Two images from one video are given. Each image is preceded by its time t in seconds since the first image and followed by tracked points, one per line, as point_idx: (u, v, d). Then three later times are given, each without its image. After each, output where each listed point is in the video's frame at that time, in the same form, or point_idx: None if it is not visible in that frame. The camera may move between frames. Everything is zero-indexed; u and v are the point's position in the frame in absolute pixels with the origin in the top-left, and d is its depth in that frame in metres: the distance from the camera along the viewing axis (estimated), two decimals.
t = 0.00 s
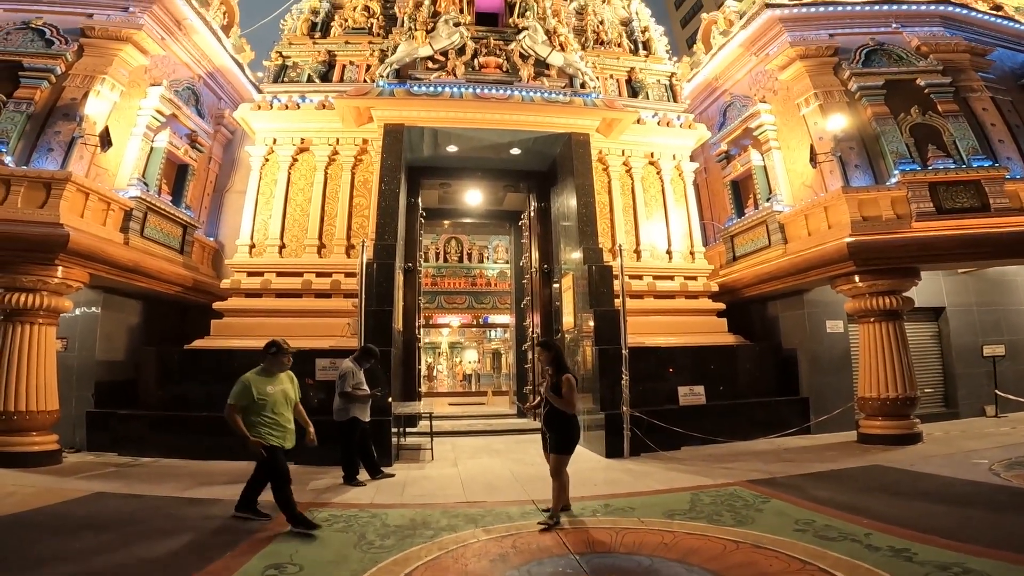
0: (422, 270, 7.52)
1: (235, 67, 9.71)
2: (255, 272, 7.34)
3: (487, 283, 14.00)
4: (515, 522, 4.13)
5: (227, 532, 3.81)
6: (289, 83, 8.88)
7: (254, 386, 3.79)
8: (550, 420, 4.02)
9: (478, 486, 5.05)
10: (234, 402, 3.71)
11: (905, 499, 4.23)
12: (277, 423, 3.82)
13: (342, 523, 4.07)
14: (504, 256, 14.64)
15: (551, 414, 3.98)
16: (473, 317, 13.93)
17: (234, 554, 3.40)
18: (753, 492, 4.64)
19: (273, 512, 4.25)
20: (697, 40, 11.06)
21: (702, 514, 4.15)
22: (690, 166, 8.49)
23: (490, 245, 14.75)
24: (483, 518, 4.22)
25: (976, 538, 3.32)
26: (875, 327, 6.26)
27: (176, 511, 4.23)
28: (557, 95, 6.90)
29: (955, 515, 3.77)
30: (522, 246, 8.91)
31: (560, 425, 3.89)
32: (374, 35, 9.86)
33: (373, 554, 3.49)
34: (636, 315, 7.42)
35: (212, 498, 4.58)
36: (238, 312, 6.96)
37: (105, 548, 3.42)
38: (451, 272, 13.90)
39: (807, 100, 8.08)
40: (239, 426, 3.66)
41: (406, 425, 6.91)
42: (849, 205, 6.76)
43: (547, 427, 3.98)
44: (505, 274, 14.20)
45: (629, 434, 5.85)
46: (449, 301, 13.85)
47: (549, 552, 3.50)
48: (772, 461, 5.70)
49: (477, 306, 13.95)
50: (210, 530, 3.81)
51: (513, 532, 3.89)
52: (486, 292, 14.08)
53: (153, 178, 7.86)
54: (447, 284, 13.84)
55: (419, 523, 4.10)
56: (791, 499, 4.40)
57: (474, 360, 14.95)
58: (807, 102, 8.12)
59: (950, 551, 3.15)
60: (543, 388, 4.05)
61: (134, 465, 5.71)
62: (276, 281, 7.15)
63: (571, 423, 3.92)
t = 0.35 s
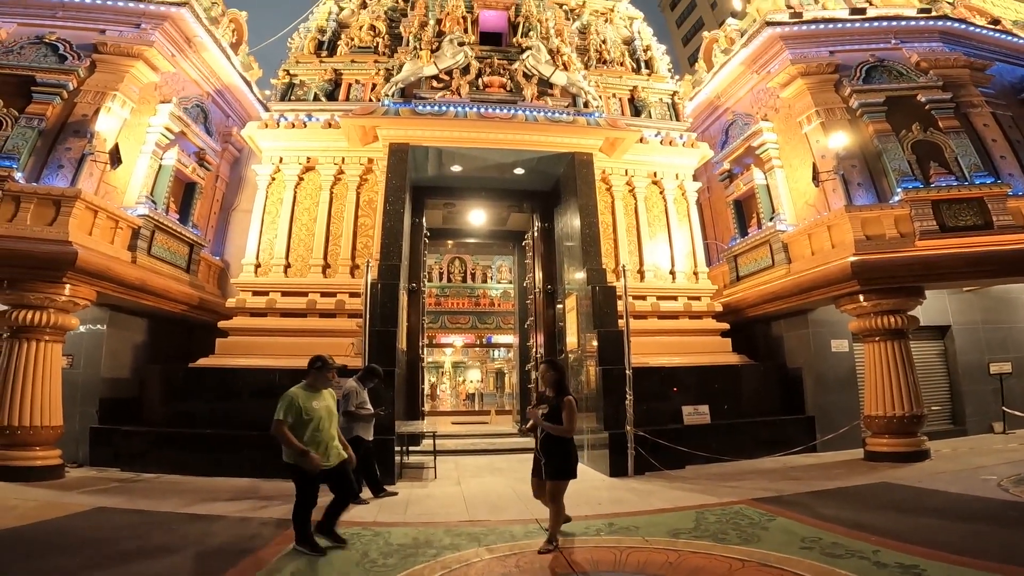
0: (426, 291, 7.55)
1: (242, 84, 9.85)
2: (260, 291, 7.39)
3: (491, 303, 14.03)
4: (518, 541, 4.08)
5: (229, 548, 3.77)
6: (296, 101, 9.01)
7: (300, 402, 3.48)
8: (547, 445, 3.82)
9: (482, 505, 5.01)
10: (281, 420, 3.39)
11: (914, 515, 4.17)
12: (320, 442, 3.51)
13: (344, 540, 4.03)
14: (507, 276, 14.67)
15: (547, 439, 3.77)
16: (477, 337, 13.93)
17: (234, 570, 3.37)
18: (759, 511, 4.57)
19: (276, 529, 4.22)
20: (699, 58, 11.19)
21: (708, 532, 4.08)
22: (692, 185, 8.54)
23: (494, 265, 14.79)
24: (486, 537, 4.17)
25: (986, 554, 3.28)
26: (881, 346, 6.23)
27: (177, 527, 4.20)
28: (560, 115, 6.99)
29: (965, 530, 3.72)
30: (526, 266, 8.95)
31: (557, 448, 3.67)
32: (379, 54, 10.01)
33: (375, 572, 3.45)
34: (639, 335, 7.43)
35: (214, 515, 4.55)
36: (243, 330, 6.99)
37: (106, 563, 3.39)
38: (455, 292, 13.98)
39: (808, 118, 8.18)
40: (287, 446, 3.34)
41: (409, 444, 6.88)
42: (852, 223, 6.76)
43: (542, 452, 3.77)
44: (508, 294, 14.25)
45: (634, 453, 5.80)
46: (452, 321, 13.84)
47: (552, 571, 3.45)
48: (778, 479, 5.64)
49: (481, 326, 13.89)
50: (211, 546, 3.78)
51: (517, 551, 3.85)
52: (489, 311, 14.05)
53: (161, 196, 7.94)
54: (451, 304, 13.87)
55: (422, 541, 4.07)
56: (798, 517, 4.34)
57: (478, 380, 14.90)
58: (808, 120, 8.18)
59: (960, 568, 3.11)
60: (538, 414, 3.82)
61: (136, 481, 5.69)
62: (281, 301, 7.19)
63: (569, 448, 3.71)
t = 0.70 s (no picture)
0: (429, 305, 7.57)
1: (247, 97, 9.94)
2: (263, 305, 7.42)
3: (493, 317, 14.01)
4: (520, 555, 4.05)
5: (229, 560, 3.75)
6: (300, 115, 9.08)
7: (356, 421, 3.21)
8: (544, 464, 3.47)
9: (484, 519, 4.98)
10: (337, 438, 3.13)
11: (920, 526, 4.13)
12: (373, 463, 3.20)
13: (345, 553, 4.00)
14: (509, 290, 14.67)
15: (547, 460, 3.42)
16: (479, 351, 13.91)
17: None
18: (762, 523, 4.53)
19: (277, 541, 4.19)
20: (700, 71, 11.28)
21: (711, 545, 4.05)
22: (694, 199, 8.59)
23: (496, 278, 14.80)
24: (488, 550, 4.15)
25: (992, 565, 3.25)
26: (884, 359, 6.20)
27: (178, 538, 4.18)
28: (562, 129, 7.04)
29: (971, 541, 3.69)
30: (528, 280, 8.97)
31: (560, 471, 3.37)
32: (383, 67, 10.11)
33: None
34: (642, 350, 7.42)
35: (215, 526, 4.53)
36: (246, 344, 7.01)
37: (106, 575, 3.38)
38: (457, 306, 14.00)
39: (809, 131, 8.21)
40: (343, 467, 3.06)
41: (411, 457, 6.86)
42: (854, 236, 6.77)
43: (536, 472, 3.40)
44: (511, 308, 14.25)
45: (637, 466, 5.76)
46: (455, 335, 13.81)
47: None
48: (782, 491, 5.60)
49: (483, 340, 13.84)
50: (212, 558, 3.76)
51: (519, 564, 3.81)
52: (492, 325, 14.01)
53: (166, 210, 7.98)
54: (453, 318, 13.88)
55: (424, 555, 4.05)
56: (802, 529, 4.30)
57: (480, 394, 14.82)
58: (809, 133, 8.22)
59: None
60: (539, 433, 3.43)
61: (137, 493, 5.68)
62: (284, 314, 7.22)
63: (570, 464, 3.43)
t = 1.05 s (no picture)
0: (432, 323, 7.57)
1: (253, 114, 10.06)
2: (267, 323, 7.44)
3: (496, 335, 13.99)
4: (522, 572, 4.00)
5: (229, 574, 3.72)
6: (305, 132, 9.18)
7: (395, 441, 2.75)
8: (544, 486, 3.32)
9: (486, 536, 4.93)
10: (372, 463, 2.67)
11: (929, 541, 4.07)
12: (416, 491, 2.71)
13: (345, 568, 3.95)
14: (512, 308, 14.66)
15: (548, 484, 3.28)
16: (482, 369, 13.87)
17: None
18: (768, 540, 4.47)
19: (278, 556, 4.15)
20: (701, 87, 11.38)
21: (716, 561, 3.98)
22: (697, 217, 8.63)
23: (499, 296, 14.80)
24: (491, 568, 4.10)
25: None
26: (890, 376, 6.15)
27: (177, 553, 4.15)
28: (565, 146, 7.10)
29: (981, 555, 3.62)
30: (531, 298, 8.98)
31: (561, 494, 3.27)
32: (387, 84, 10.23)
33: None
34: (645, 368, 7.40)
35: (216, 541, 4.50)
36: (249, 361, 7.01)
37: None
38: (460, 325, 13.99)
39: (810, 147, 8.27)
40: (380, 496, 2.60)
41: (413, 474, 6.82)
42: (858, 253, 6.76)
43: (532, 496, 3.28)
44: (514, 326, 14.24)
45: (640, 483, 5.70)
46: (458, 352, 13.83)
47: None
48: (787, 507, 5.53)
49: (486, 358, 13.80)
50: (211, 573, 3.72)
51: None
52: (495, 343, 14.00)
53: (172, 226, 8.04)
54: (456, 335, 13.89)
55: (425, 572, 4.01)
56: (809, 545, 4.24)
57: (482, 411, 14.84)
58: (811, 149, 8.28)
59: None
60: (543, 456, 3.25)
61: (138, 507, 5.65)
62: (288, 332, 7.24)
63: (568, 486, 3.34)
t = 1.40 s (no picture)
0: (434, 344, 7.53)
1: (259, 132, 10.18)
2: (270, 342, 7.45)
3: (499, 355, 13.94)
4: None
5: None
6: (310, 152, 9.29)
7: (428, 468, 2.69)
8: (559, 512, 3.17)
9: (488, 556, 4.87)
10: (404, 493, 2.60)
11: (938, 558, 3.99)
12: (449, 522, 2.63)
13: None
14: (515, 328, 14.61)
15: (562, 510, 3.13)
16: (485, 390, 13.72)
17: None
18: (774, 559, 4.38)
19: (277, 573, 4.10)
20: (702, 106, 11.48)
21: None
22: (700, 238, 8.67)
23: (502, 317, 14.77)
24: None
25: None
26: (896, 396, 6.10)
27: (174, 569, 4.10)
28: (568, 167, 7.14)
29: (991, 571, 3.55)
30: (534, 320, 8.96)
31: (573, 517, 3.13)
32: (391, 104, 10.35)
33: None
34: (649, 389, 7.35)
35: (213, 558, 4.45)
36: (251, 380, 6.98)
37: None
38: (463, 345, 13.95)
39: (812, 165, 8.36)
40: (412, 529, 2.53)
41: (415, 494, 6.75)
42: (861, 273, 6.75)
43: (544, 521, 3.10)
44: (516, 347, 14.18)
45: (644, 502, 5.64)
46: (460, 372, 13.78)
47: None
48: (793, 526, 5.45)
49: (489, 378, 13.72)
50: None
51: None
52: (497, 363, 13.94)
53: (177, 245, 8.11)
54: (459, 356, 13.85)
55: None
56: (816, 564, 4.15)
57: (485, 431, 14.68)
58: (813, 167, 8.36)
59: None
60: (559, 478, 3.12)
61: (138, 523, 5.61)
62: (290, 352, 7.24)
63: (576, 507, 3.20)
